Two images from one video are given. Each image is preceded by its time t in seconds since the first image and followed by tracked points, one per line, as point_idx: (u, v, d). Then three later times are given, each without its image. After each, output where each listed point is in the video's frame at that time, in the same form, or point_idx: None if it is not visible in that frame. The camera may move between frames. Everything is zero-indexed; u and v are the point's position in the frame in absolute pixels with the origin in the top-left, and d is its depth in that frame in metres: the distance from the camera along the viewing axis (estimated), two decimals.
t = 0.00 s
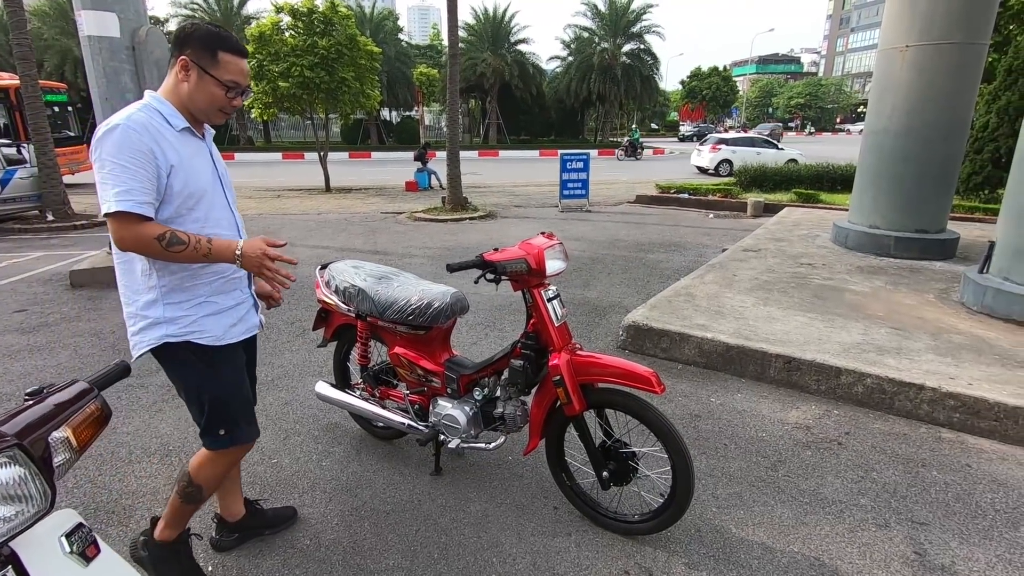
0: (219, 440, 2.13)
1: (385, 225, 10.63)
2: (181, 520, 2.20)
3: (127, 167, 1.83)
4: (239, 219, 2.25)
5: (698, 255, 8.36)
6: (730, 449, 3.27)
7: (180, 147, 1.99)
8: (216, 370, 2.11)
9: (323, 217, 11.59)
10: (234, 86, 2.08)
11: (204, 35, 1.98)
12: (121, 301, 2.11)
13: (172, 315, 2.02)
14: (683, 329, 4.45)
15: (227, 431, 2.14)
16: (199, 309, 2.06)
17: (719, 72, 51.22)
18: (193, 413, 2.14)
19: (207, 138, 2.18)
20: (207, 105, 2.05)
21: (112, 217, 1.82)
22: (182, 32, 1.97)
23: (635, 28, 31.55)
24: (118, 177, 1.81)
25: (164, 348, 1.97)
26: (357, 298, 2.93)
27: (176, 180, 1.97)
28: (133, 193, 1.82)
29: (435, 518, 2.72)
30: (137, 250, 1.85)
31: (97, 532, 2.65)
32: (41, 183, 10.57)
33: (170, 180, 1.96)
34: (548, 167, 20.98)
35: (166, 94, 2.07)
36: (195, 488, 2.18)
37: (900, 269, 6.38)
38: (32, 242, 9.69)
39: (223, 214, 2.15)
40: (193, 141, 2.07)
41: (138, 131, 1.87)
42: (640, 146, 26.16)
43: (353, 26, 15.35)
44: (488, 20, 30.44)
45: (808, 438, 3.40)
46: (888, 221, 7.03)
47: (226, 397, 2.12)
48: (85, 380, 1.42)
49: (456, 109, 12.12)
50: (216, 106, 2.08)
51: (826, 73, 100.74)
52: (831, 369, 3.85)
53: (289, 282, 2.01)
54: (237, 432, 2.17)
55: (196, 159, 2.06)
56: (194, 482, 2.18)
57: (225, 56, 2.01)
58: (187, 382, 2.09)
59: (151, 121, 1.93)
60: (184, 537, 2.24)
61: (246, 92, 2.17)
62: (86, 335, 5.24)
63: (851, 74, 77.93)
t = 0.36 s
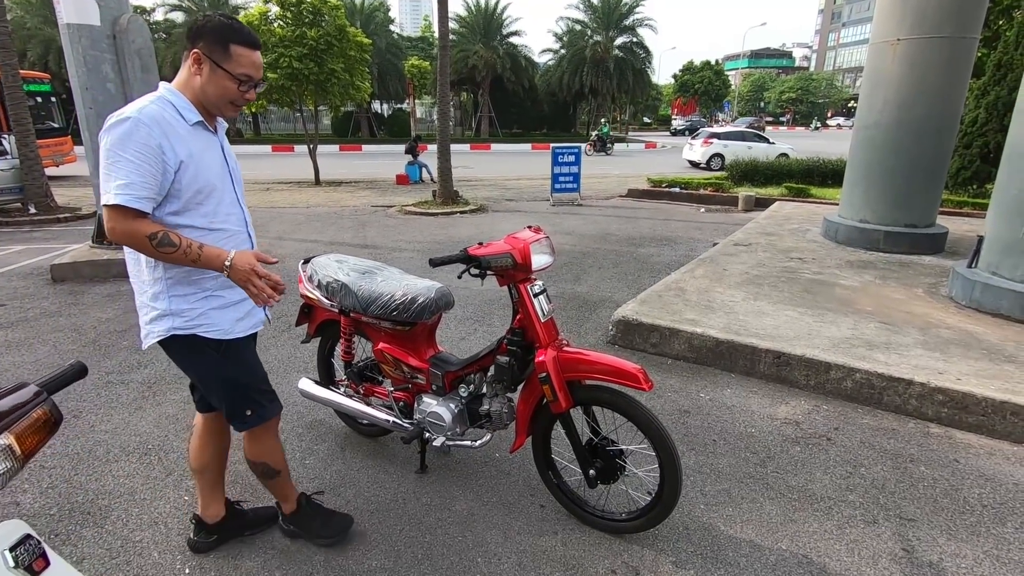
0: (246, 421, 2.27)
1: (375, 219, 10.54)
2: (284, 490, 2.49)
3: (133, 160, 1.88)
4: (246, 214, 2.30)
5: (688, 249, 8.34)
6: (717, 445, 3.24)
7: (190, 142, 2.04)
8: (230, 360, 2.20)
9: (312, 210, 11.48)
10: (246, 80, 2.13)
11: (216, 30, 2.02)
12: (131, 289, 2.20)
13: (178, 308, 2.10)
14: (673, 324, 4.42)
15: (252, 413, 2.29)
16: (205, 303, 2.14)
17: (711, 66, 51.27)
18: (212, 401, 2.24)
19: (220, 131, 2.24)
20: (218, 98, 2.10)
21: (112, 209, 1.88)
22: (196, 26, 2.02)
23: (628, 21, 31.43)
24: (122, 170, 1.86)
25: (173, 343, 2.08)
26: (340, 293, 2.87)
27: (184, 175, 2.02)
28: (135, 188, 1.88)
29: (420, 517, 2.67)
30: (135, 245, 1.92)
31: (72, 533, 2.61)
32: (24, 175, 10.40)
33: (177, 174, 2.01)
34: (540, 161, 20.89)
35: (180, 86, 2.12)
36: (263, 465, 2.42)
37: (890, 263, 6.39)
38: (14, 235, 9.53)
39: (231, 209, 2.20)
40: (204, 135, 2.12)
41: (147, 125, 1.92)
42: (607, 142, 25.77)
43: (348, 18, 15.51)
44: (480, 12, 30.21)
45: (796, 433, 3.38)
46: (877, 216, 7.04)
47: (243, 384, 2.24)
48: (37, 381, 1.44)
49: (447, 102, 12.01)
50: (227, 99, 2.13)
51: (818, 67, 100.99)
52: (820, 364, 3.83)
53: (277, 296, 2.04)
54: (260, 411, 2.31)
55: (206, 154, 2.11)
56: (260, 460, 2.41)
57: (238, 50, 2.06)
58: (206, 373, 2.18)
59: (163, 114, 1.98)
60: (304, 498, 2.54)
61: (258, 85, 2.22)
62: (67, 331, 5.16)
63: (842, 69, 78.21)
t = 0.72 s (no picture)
0: (278, 413, 2.36)
1: (372, 214, 10.48)
2: (312, 479, 2.57)
3: (216, 193, 1.92)
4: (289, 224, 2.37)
5: (687, 244, 8.28)
6: (711, 446, 3.20)
7: (256, 166, 2.09)
8: (268, 356, 2.28)
9: (309, 205, 11.42)
10: (309, 109, 2.17)
11: (288, 58, 2.04)
12: (173, 292, 2.23)
13: (227, 311, 2.17)
14: (668, 321, 4.36)
15: (284, 406, 2.37)
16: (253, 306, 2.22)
17: (712, 59, 50.97)
18: (247, 399, 2.30)
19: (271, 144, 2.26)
20: (281, 123, 2.14)
21: (194, 239, 1.91)
22: (266, 52, 2.04)
23: (628, 14, 31.19)
24: (206, 203, 1.90)
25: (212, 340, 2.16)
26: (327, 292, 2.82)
27: (251, 199, 2.08)
28: (219, 220, 1.93)
29: (408, 520, 2.63)
30: (213, 272, 1.97)
31: (53, 537, 2.57)
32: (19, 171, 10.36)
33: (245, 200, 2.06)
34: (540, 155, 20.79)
35: (240, 105, 2.12)
36: (289, 456, 2.48)
37: (890, 259, 6.33)
38: (10, 231, 9.51)
39: (281, 224, 2.27)
40: (265, 156, 2.16)
41: (227, 155, 1.95)
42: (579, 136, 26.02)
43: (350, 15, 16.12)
44: (479, 5, 30.01)
45: (792, 433, 3.33)
46: (877, 211, 6.97)
47: (278, 378, 2.32)
48: None
49: (445, 95, 11.91)
50: (288, 123, 2.17)
51: (820, 60, 100.36)
52: (817, 362, 3.77)
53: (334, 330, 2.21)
54: (291, 404, 2.40)
55: (266, 175, 2.16)
56: (285, 453, 2.47)
57: (308, 80, 2.09)
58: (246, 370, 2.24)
59: (236, 141, 2.01)
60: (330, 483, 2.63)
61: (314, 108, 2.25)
62: (59, 329, 5.13)
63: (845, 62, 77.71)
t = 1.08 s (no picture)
0: (281, 419, 2.34)
1: (380, 212, 10.44)
2: (304, 487, 2.50)
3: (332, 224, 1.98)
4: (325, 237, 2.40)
5: (698, 244, 8.15)
6: (718, 454, 3.09)
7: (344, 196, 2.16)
8: (278, 360, 2.25)
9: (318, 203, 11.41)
10: (390, 164, 2.26)
11: (391, 117, 2.15)
12: (207, 283, 2.15)
13: (249, 310, 2.14)
14: (676, 324, 4.25)
15: (287, 412, 2.35)
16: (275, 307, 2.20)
17: (726, 56, 50.46)
18: (251, 403, 2.29)
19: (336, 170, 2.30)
20: (365, 170, 2.20)
21: (326, 270, 1.99)
22: (372, 106, 2.13)
23: (641, 10, 30.92)
24: (327, 232, 1.96)
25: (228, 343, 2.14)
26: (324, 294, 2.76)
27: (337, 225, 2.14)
28: (337, 250, 2.00)
29: (403, 527, 2.57)
30: (339, 299, 2.06)
31: (44, 541, 2.53)
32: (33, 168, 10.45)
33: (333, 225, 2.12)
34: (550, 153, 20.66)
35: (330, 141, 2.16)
36: (285, 463, 2.43)
37: (906, 260, 6.17)
38: (23, 228, 9.59)
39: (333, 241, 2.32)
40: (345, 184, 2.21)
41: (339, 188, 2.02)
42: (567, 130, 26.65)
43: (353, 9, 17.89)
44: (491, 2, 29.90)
45: (802, 442, 3.22)
46: (893, 210, 6.79)
47: (284, 383, 2.29)
48: None
49: (455, 92, 11.83)
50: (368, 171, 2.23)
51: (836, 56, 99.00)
52: (829, 368, 3.65)
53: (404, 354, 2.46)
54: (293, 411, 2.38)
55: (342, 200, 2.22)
56: (281, 459, 2.42)
57: (402, 140, 2.20)
58: (253, 372, 2.22)
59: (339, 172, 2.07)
60: (325, 491, 2.57)
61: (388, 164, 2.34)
62: (63, 327, 5.12)
63: (862, 58, 76.60)
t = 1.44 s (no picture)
0: (289, 417, 2.24)
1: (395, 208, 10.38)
2: (305, 489, 2.40)
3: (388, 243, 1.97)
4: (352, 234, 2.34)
5: (717, 246, 7.95)
6: (736, 467, 2.95)
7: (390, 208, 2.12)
8: (291, 356, 2.15)
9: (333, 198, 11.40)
10: (426, 180, 2.08)
11: (439, 130, 2.04)
12: (231, 272, 2.06)
13: (268, 302, 2.05)
14: (693, 329, 4.10)
15: (295, 410, 2.25)
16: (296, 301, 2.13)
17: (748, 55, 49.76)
18: (257, 398, 2.18)
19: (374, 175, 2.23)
20: (400, 181, 2.06)
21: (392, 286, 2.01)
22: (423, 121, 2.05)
23: (662, 8, 30.57)
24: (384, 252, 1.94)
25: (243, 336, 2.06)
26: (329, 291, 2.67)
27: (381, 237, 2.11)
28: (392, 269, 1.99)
29: (404, 537, 2.46)
30: (396, 310, 2.07)
31: (39, 540, 2.47)
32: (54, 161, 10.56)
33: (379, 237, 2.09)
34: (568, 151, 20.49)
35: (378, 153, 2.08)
36: (288, 463, 2.33)
37: (936, 266, 5.93)
38: (43, 220, 9.69)
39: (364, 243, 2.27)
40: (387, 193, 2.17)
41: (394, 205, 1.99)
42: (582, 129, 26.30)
43: (371, 5, 17.97)
44: None
45: (825, 456, 3.06)
46: (922, 214, 6.54)
47: (293, 379, 2.19)
48: None
49: (472, 89, 11.74)
50: (404, 185, 2.08)
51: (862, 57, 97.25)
52: (855, 378, 3.48)
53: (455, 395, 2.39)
54: (301, 409, 2.27)
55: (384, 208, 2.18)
56: (283, 459, 2.32)
57: (442, 153, 2.05)
58: (262, 366, 2.11)
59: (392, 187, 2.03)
60: (325, 496, 2.47)
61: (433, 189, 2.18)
62: (74, 319, 5.11)
63: (888, 59, 75.10)
